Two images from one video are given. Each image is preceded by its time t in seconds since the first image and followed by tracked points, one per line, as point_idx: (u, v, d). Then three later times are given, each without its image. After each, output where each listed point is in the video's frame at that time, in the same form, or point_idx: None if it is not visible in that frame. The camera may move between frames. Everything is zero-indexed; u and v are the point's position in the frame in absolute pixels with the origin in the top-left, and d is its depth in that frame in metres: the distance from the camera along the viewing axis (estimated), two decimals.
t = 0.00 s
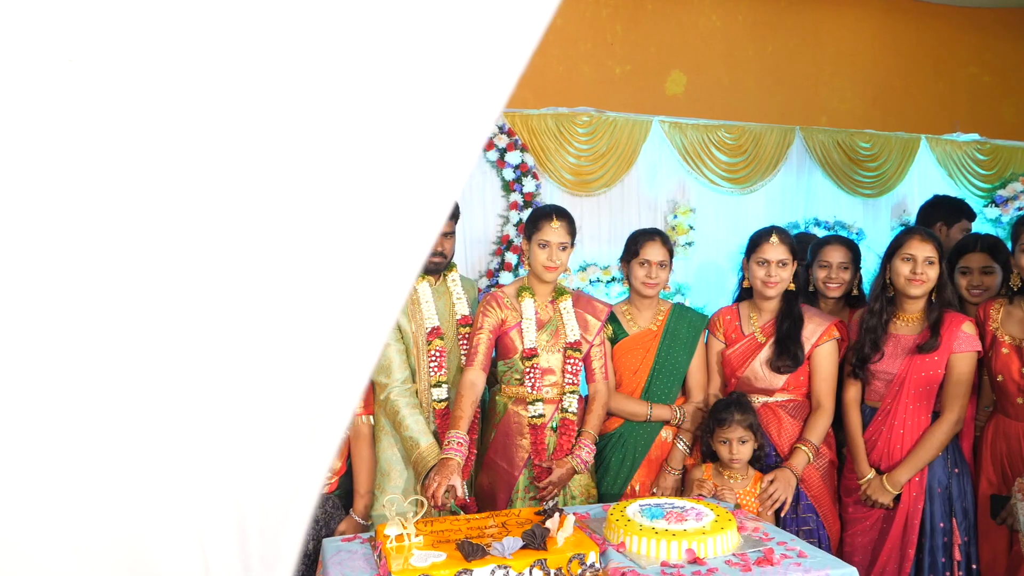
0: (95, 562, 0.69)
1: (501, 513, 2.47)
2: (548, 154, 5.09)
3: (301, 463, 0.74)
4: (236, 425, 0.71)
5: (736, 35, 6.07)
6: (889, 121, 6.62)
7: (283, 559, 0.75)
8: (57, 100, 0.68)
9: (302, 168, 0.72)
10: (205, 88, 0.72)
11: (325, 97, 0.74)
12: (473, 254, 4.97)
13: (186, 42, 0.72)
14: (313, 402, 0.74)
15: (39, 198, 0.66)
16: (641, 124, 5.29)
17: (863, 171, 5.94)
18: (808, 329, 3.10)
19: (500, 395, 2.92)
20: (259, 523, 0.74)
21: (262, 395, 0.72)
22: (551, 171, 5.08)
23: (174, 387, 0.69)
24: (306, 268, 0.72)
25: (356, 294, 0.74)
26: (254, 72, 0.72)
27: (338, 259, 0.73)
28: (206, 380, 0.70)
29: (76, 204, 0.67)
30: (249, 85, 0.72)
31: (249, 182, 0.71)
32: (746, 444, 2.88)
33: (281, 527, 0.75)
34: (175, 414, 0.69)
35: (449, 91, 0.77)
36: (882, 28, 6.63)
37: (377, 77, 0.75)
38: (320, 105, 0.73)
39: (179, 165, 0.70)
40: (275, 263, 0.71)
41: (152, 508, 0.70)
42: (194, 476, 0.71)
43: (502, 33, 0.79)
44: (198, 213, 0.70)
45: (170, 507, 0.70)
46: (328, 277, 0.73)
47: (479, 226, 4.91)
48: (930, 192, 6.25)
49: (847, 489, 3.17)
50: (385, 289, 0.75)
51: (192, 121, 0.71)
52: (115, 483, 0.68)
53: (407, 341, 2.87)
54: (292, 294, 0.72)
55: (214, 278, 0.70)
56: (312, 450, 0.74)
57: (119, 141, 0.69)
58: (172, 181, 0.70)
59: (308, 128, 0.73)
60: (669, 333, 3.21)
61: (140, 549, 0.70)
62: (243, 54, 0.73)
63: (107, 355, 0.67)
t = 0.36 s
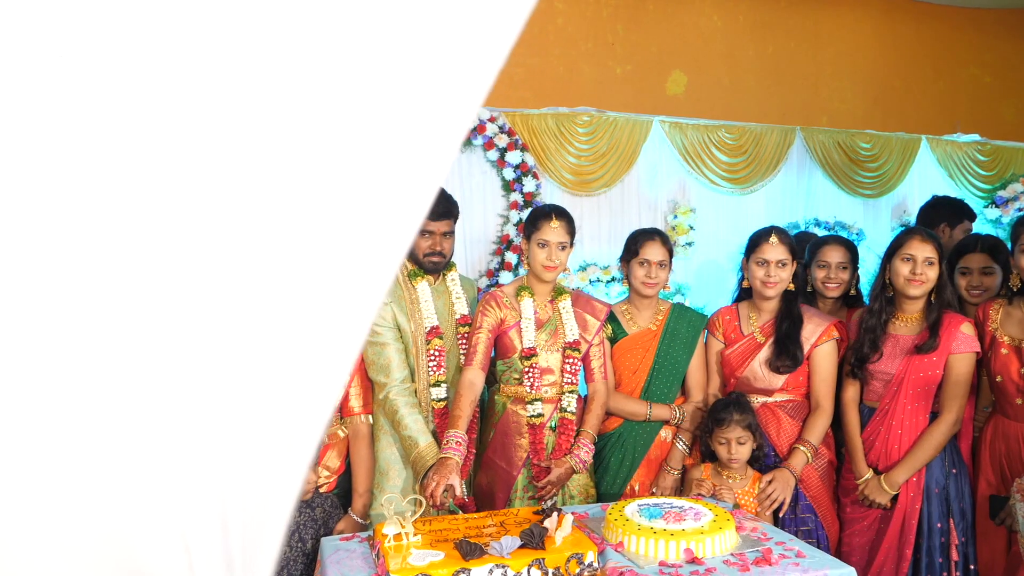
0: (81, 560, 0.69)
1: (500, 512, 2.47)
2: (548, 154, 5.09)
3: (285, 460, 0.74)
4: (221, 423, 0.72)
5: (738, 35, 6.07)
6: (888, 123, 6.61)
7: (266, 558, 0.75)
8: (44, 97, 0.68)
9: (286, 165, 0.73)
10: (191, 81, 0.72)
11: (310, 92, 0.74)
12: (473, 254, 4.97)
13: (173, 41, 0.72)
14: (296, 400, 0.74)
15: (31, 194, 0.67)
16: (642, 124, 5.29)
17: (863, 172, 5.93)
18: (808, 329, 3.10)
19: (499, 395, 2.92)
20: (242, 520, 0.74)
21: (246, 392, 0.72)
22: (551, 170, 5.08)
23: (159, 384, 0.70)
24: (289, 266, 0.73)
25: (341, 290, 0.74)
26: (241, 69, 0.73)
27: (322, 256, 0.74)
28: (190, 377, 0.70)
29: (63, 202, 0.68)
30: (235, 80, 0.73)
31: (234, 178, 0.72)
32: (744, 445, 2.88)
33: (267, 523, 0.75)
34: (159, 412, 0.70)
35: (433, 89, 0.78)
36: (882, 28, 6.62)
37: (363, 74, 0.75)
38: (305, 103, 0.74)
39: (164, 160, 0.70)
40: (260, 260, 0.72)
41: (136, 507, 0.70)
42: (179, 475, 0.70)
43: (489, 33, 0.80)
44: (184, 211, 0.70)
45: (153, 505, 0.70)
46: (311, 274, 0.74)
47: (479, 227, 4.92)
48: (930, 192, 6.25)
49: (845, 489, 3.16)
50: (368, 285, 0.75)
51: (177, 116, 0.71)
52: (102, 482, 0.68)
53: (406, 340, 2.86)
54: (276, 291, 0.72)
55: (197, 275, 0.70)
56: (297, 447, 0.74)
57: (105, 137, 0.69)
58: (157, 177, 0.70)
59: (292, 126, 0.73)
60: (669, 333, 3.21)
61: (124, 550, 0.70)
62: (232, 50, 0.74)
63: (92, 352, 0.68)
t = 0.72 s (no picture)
0: (71, 556, 0.86)
1: (499, 511, 2.47)
2: (549, 154, 5.09)
3: (256, 473, 0.88)
4: (202, 440, 0.87)
5: (739, 35, 6.07)
6: (889, 122, 6.58)
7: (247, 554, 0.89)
8: (26, 175, 0.86)
9: (256, 227, 0.88)
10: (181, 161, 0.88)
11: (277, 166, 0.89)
12: (473, 253, 4.98)
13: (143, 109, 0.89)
14: (262, 422, 0.88)
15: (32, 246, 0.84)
16: (643, 124, 5.28)
17: (864, 172, 5.93)
18: (807, 329, 3.11)
19: (498, 394, 2.92)
20: (222, 518, 0.89)
21: (223, 413, 0.88)
22: (552, 170, 5.08)
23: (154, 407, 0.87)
24: (258, 311, 0.88)
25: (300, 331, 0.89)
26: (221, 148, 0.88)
27: (285, 303, 0.88)
28: (179, 402, 0.87)
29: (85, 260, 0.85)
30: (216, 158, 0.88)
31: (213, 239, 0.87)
32: (743, 444, 2.88)
33: (243, 527, 0.89)
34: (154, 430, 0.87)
35: (381, 158, 0.92)
36: (884, 28, 6.57)
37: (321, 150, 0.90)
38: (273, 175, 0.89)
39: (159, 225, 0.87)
40: (207, 324, 0.87)
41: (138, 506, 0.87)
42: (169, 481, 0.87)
43: (442, 91, 0.94)
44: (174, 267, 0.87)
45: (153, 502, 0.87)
46: (274, 305, 0.88)
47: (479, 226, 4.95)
48: (931, 193, 6.25)
49: (842, 489, 3.17)
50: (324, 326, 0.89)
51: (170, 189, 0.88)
52: (72, 488, 0.85)
53: (405, 339, 2.87)
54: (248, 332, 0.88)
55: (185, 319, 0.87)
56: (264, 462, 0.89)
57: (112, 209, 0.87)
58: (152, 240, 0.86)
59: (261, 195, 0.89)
60: (668, 332, 3.21)
61: (136, 534, 0.87)
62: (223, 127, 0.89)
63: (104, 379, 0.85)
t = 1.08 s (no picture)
0: None
1: (496, 510, 2.48)
2: (549, 153, 5.09)
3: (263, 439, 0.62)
4: (187, 399, 0.61)
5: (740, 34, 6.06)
6: (891, 123, 6.60)
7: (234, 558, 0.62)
8: None
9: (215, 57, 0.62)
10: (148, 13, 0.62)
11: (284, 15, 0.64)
12: (473, 252, 4.97)
13: None
14: (269, 371, 0.62)
15: None
16: (642, 124, 5.29)
17: (864, 172, 5.92)
18: (806, 329, 3.11)
19: (496, 393, 2.93)
20: (213, 512, 0.62)
21: (215, 361, 0.61)
22: (552, 169, 5.08)
23: (112, 354, 0.59)
24: (261, 214, 0.62)
25: (321, 241, 0.63)
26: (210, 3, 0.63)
27: (300, 206, 0.63)
28: (149, 339, 0.59)
29: None
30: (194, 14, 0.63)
31: (199, 111, 0.61)
32: (741, 444, 2.88)
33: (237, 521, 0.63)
34: (113, 386, 0.59)
35: (424, 16, 0.67)
36: (884, 28, 6.59)
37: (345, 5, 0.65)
38: (274, 31, 0.64)
39: (116, 93, 0.60)
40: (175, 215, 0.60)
41: (94, 497, 0.59)
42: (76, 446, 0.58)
43: None
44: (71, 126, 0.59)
45: (109, 494, 0.59)
46: (274, 194, 0.62)
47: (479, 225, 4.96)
48: (931, 194, 6.25)
49: (841, 488, 3.18)
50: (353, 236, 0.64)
51: (131, 47, 0.61)
52: None
53: (404, 338, 2.88)
54: (248, 239, 0.61)
55: (157, 223, 0.59)
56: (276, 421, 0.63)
57: (44, 70, 0.59)
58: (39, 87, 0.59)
59: (259, 55, 0.63)
60: (667, 332, 3.22)
61: (77, 550, 0.60)
62: None
63: None
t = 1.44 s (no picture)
0: None
1: (494, 509, 2.48)
2: (549, 152, 5.10)
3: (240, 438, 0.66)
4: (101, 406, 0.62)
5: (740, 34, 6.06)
6: (891, 123, 6.56)
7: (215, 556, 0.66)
8: None
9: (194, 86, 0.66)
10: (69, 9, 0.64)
11: (255, 37, 0.67)
12: (473, 251, 4.98)
13: None
14: (243, 374, 0.66)
15: None
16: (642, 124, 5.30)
17: (864, 172, 5.92)
18: (804, 328, 3.11)
19: (495, 392, 2.92)
20: (193, 512, 0.65)
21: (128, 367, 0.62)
22: (551, 168, 5.09)
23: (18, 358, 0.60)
24: (236, 226, 0.65)
25: (290, 251, 0.67)
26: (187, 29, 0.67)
27: (253, 201, 0.66)
28: (131, 347, 0.62)
29: None
30: None
31: (177, 128, 0.64)
32: (740, 443, 2.88)
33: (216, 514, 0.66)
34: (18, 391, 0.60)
35: (388, 31, 0.71)
36: (883, 28, 6.59)
37: None
38: (247, 52, 0.67)
39: (100, 110, 0.63)
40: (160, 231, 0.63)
41: (79, 494, 0.61)
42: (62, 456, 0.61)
43: None
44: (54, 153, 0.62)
45: (95, 493, 0.62)
46: (254, 211, 0.66)
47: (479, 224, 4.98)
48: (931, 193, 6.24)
49: (839, 488, 3.17)
50: (324, 248, 0.68)
51: (112, 66, 0.64)
52: None
53: (402, 337, 2.88)
54: (225, 250, 0.65)
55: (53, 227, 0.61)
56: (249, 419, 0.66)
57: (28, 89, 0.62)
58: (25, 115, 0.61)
59: (232, 75, 0.66)
60: (666, 331, 3.22)
61: (59, 548, 0.62)
62: None
63: None
